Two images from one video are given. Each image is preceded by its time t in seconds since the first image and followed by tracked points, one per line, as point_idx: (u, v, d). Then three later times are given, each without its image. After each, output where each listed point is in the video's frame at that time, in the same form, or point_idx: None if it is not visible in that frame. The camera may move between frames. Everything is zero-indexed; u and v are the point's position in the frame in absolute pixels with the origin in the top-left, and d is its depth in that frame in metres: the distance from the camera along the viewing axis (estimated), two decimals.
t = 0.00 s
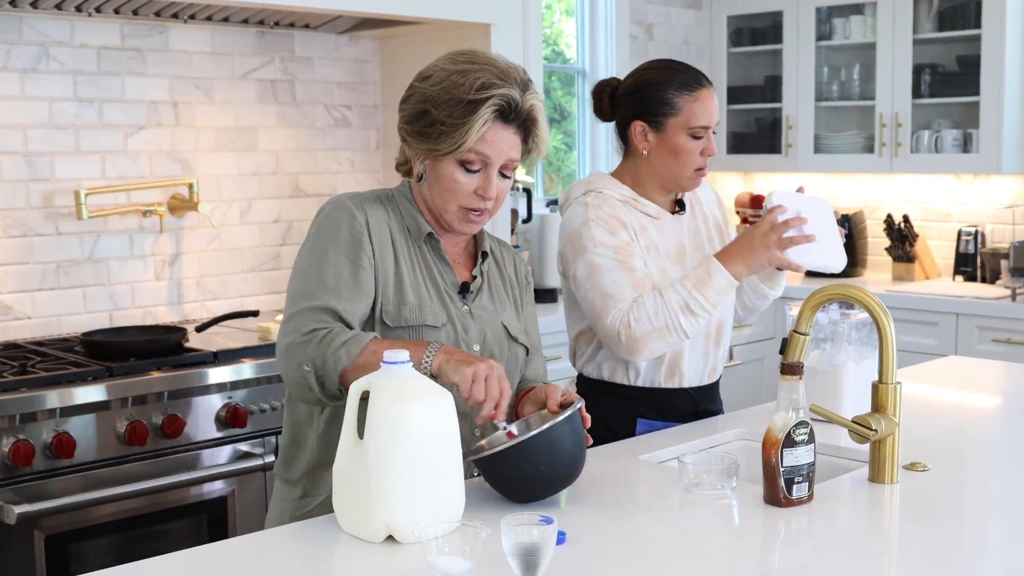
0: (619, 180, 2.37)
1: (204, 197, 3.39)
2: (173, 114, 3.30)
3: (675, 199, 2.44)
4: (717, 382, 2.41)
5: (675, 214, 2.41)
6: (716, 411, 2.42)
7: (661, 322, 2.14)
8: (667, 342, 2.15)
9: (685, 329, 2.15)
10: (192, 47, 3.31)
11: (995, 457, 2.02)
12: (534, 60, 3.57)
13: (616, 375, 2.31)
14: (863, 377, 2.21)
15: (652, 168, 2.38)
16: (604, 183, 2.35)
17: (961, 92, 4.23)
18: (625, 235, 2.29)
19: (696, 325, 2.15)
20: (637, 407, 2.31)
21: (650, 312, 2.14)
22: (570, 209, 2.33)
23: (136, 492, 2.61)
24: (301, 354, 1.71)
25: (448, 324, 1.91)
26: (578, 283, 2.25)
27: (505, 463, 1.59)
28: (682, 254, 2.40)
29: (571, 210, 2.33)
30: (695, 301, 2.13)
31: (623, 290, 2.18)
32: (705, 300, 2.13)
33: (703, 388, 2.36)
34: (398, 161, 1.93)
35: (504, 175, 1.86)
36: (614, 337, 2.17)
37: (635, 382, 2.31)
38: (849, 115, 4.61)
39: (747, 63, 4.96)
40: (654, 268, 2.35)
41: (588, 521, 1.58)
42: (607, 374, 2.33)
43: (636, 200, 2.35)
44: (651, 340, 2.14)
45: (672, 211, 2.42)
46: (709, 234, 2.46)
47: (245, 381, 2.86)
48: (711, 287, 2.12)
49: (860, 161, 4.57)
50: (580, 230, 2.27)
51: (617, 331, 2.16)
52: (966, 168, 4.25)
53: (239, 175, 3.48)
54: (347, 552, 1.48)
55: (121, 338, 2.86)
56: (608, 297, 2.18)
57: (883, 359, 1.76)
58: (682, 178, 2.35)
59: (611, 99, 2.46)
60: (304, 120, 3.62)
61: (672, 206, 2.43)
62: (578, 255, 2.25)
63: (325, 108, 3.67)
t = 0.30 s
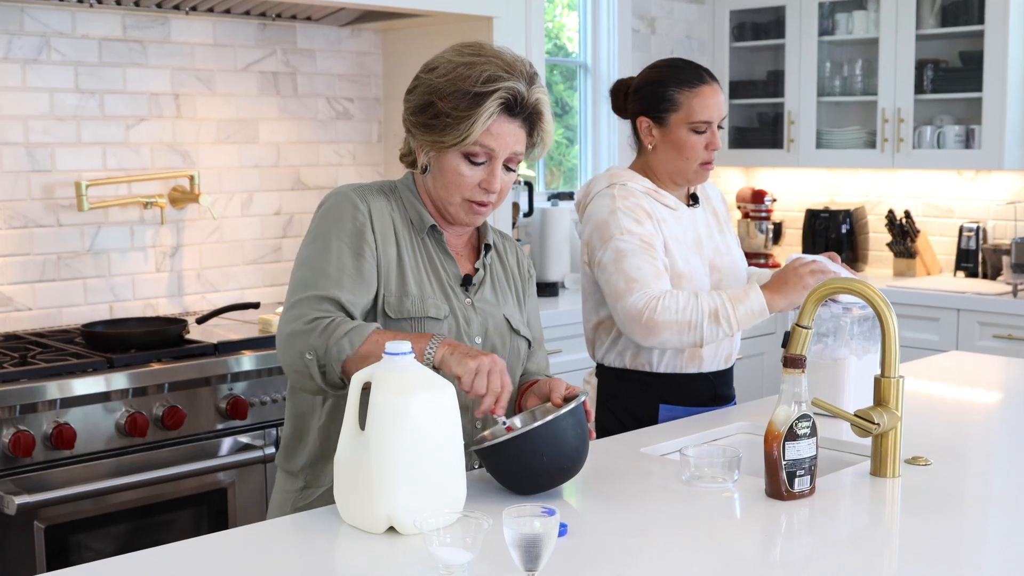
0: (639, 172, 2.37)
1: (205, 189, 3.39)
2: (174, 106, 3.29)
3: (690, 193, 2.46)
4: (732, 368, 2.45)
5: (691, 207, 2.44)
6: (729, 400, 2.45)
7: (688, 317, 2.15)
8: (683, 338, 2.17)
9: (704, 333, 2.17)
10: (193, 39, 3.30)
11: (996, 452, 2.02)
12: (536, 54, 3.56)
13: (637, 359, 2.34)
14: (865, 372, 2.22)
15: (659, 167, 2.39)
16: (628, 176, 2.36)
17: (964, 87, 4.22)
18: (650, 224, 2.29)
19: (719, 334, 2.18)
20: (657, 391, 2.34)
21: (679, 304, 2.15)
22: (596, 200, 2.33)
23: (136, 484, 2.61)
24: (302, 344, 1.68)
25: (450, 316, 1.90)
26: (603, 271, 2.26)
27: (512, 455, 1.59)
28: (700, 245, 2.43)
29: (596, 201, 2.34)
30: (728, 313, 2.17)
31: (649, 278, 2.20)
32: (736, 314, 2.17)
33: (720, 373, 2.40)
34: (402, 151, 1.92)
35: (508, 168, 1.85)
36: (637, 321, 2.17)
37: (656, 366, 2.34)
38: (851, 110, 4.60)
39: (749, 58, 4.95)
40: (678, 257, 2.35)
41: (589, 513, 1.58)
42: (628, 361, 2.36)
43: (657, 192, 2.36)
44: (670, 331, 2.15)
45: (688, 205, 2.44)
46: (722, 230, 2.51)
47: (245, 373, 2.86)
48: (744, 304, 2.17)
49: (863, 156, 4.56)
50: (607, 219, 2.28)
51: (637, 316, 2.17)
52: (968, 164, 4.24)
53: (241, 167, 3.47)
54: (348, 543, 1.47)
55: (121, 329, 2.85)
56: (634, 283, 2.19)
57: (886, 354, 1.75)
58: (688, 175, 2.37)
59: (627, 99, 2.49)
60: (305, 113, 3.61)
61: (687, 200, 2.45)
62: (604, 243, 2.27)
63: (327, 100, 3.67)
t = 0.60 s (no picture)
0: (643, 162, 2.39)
1: (205, 182, 3.39)
2: (175, 99, 3.28)
3: (701, 185, 2.46)
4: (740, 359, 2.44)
5: (699, 198, 2.44)
6: (738, 391, 2.45)
7: (677, 301, 2.15)
8: (674, 323, 2.17)
9: (691, 318, 2.16)
10: (194, 32, 3.30)
11: (998, 446, 2.02)
12: (537, 48, 3.56)
13: (640, 346, 2.35)
14: (868, 365, 2.21)
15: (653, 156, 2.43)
16: (632, 164, 2.38)
17: (964, 81, 4.21)
18: (650, 211, 2.31)
19: (707, 319, 2.16)
20: (663, 378, 2.35)
21: (668, 286, 2.16)
22: (601, 187, 2.37)
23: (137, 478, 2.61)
24: (304, 338, 1.69)
25: (452, 309, 1.90)
26: (602, 254, 2.29)
27: (513, 447, 1.59)
28: (706, 233, 2.42)
29: (601, 188, 2.37)
30: (716, 299, 2.15)
31: (643, 262, 2.22)
32: (724, 300, 2.15)
33: (726, 364, 2.39)
34: (406, 144, 1.92)
35: (512, 164, 1.85)
36: (627, 302, 2.20)
37: (660, 352, 2.34)
38: (852, 104, 4.60)
39: (750, 52, 4.94)
40: (679, 244, 2.36)
41: (592, 507, 1.58)
42: (631, 347, 2.37)
43: (663, 180, 2.37)
44: (660, 316, 2.17)
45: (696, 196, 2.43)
46: (735, 223, 2.50)
47: (246, 367, 2.86)
48: (731, 291, 2.15)
49: (863, 150, 4.56)
50: (607, 205, 2.31)
51: (628, 299, 2.19)
52: (969, 157, 4.24)
53: (241, 161, 3.47)
54: (351, 536, 1.48)
55: (122, 323, 2.85)
56: (626, 266, 2.22)
57: (888, 346, 1.75)
58: (677, 166, 2.38)
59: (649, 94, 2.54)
60: (306, 107, 3.60)
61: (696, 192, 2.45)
62: (603, 227, 2.30)
63: (327, 94, 3.66)
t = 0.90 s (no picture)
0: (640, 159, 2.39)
1: (205, 182, 3.39)
2: (174, 99, 3.28)
3: (705, 182, 2.45)
4: (744, 357, 2.44)
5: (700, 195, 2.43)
6: (744, 389, 2.45)
7: (680, 294, 2.18)
8: (678, 316, 2.19)
9: (695, 310, 2.19)
10: (194, 32, 3.30)
11: (998, 444, 2.03)
12: (536, 47, 3.56)
13: (642, 343, 2.35)
14: (868, 363, 2.22)
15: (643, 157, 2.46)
16: (630, 164, 2.39)
17: (964, 79, 4.21)
18: (650, 209, 2.31)
19: (710, 309, 2.19)
20: (664, 376, 2.35)
21: (669, 282, 2.18)
22: (601, 187, 2.38)
23: (138, 478, 2.61)
24: (298, 339, 1.69)
25: (453, 308, 1.90)
26: (603, 254, 2.29)
27: (513, 445, 1.59)
28: (709, 230, 2.42)
29: (602, 187, 2.37)
30: (716, 289, 2.18)
31: (644, 260, 2.23)
32: (725, 289, 2.18)
33: (730, 361, 2.39)
34: (406, 142, 1.92)
35: (513, 161, 1.85)
36: (629, 300, 2.21)
37: (662, 350, 2.35)
38: (852, 102, 4.60)
39: (750, 51, 4.94)
40: (679, 241, 2.36)
41: (592, 505, 1.58)
42: (634, 345, 2.37)
43: (663, 178, 2.36)
44: (663, 311, 2.19)
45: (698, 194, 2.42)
46: (740, 220, 2.49)
47: (246, 367, 2.86)
48: (732, 280, 2.18)
49: (863, 149, 4.56)
50: (607, 204, 2.32)
51: (630, 297, 2.21)
52: (969, 155, 4.24)
53: (241, 161, 3.47)
54: (351, 535, 1.47)
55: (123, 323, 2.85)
56: (627, 265, 2.23)
57: (888, 345, 1.75)
58: (658, 163, 2.40)
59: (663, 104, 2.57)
60: (305, 106, 3.60)
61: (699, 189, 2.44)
62: (603, 225, 2.31)
63: (326, 93, 3.66)
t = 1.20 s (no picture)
0: (641, 159, 2.39)
1: (205, 179, 3.39)
2: (174, 97, 3.28)
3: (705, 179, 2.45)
4: (744, 356, 2.44)
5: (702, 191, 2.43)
6: (746, 386, 2.45)
7: (688, 295, 2.19)
8: (687, 316, 2.20)
9: (703, 310, 2.20)
10: (194, 30, 3.30)
11: (997, 442, 2.02)
12: (536, 44, 3.56)
13: (646, 342, 2.35)
14: (868, 361, 2.22)
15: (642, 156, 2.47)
16: (629, 163, 2.39)
17: (964, 77, 4.21)
18: (651, 208, 2.31)
19: (718, 307, 2.21)
20: (662, 373, 2.35)
21: (678, 283, 2.19)
22: (600, 186, 2.38)
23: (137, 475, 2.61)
24: (295, 343, 1.70)
25: (450, 305, 1.90)
26: (606, 254, 2.29)
27: (509, 446, 1.59)
28: (710, 228, 2.41)
29: (602, 186, 2.38)
30: (723, 287, 2.20)
31: (649, 261, 2.24)
32: (731, 287, 2.20)
33: (731, 360, 2.39)
34: (404, 140, 1.92)
35: (509, 156, 1.85)
36: (637, 302, 2.21)
37: (666, 348, 2.35)
38: (852, 100, 4.60)
39: (750, 49, 4.93)
40: (680, 239, 2.35)
41: (592, 502, 1.58)
42: (636, 343, 2.38)
43: (662, 176, 2.37)
44: (672, 312, 2.19)
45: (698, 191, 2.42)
46: (742, 216, 2.48)
47: (246, 364, 2.86)
48: (736, 277, 2.21)
49: (863, 147, 4.56)
50: (608, 203, 2.32)
51: (637, 298, 2.20)
52: (969, 154, 4.24)
53: (241, 158, 3.47)
54: (351, 532, 1.47)
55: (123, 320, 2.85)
56: (634, 265, 2.23)
57: (888, 343, 1.75)
58: (657, 159, 2.41)
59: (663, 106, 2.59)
60: (305, 104, 3.60)
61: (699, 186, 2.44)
62: (604, 225, 2.31)
63: (327, 91, 3.66)
